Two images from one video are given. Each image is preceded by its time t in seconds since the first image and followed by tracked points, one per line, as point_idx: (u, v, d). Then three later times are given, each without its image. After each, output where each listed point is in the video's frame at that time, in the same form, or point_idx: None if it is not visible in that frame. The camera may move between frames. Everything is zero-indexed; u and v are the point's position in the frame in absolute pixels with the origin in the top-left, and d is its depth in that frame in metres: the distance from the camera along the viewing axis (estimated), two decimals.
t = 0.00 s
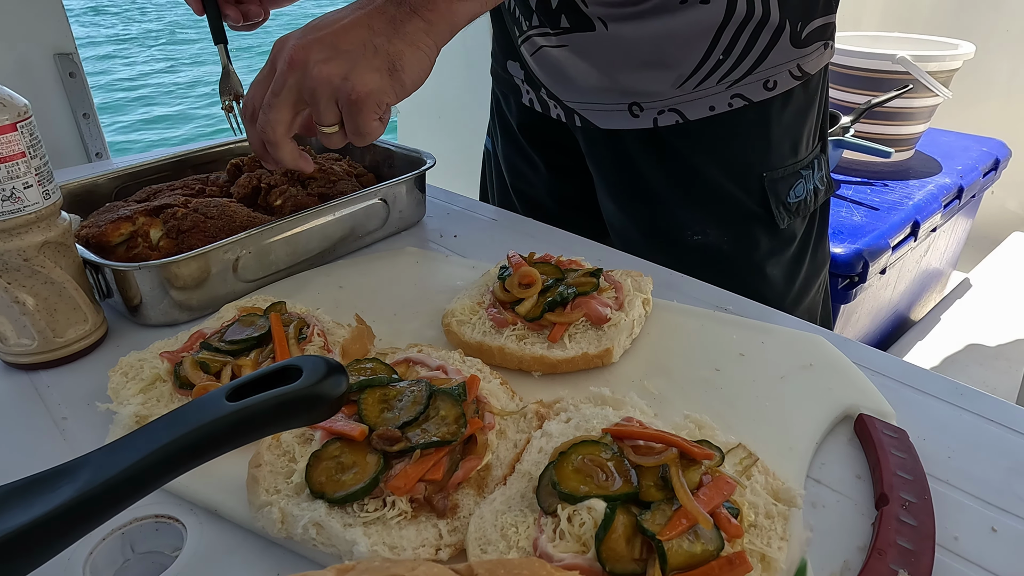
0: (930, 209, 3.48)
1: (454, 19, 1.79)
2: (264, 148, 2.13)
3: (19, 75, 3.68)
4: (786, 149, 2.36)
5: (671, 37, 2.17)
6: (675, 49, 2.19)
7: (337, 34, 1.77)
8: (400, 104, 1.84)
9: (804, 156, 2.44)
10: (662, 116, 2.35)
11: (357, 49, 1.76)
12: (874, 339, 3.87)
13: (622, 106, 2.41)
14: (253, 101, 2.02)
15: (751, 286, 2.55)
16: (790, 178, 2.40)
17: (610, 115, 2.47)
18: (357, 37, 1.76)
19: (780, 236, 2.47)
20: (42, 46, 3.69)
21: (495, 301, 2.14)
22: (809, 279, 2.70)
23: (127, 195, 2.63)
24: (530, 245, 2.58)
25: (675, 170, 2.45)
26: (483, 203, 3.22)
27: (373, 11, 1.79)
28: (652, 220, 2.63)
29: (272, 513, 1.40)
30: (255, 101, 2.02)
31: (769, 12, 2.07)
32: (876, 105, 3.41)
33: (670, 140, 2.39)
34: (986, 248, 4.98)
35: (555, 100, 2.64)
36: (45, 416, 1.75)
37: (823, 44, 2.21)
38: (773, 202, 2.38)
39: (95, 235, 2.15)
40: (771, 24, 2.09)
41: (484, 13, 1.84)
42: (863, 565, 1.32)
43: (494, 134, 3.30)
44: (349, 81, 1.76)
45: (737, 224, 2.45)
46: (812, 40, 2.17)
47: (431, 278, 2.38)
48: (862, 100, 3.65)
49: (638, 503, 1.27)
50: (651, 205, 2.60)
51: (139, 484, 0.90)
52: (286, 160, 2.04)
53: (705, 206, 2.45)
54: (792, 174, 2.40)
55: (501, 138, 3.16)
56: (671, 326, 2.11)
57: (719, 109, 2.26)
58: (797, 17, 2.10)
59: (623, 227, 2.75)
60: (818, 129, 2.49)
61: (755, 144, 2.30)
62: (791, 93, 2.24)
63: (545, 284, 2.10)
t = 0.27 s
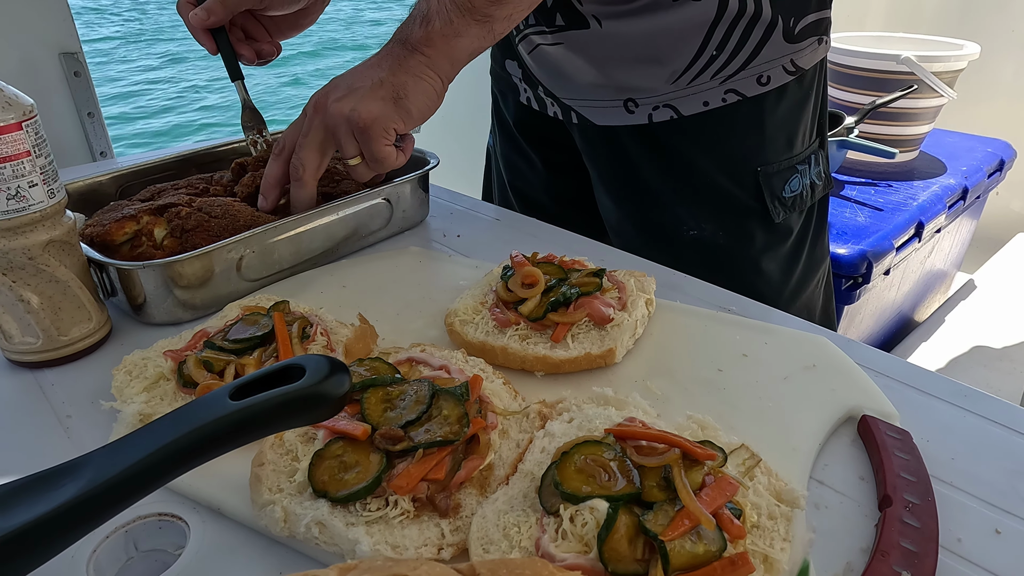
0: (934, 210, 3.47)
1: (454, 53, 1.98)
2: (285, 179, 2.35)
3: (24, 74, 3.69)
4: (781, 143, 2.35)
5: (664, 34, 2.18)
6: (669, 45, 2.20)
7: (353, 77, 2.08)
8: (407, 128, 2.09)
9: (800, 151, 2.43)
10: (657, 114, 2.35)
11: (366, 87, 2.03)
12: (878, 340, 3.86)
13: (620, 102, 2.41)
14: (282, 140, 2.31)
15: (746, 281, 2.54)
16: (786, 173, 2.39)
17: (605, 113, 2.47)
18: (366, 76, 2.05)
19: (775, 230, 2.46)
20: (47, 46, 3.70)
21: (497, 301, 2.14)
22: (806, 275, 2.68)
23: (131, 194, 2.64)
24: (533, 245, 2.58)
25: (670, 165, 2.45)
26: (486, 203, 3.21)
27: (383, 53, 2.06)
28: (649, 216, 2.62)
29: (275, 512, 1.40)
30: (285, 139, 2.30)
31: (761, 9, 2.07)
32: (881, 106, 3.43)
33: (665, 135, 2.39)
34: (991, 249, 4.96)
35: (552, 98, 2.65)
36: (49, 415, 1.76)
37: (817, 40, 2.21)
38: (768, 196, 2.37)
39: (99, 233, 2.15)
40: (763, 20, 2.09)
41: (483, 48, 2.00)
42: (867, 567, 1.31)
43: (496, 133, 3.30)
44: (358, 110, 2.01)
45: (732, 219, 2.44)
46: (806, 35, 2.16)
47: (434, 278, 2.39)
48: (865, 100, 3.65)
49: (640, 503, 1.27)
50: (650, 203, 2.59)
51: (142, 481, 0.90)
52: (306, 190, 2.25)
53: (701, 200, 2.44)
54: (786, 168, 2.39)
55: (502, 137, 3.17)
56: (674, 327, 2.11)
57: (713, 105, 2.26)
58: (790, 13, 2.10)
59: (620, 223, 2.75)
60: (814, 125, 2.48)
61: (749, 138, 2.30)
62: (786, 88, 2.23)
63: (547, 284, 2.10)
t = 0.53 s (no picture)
0: (939, 211, 3.46)
1: (466, 69, 1.93)
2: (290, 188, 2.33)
3: (28, 73, 3.70)
4: (780, 140, 2.35)
5: (664, 33, 2.18)
6: (669, 44, 2.19)
7: (362, 89, 2.05)
8: (414, 146, 2.09)
9: (798, 148, 2.43)
10: (657, 113, 2.35)
11: (376, 101, 2.02)
12: (882, 341, 3.85)
13: (622, 102, 2.41)
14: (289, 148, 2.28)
15: (748, 279, 2.53)
16: (785, 169, 2.39)
17: (607, 113, 2.47)
18: (377, 90, 2.02)
19: (775, 227, 2.45)
20: (52, 45, 3.72)
21: (500, 301, 2.14)
22: (806, 272, 2.68)
23: (135, 193, 2.64)
24: (535, 244, 2.58)
25: (671, 163, 2.44)
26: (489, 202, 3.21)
27: (393, 66, 2.02)
28: (650, 216, 2.62)
29: (277, 511, 1.40)
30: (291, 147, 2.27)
31: (760, 8, 2.07)
32: (886, 106, 3.42)
33: (665, 133, 2.38)
34: (995, 249, 4.95)
35: (553, 97, 2.64)
36: (52, 413, 1.76)
37: (815, 38, 2.22)
38: (768, 193, 2.37)
39: (103, 232, 2.16)
40: (762, 19, 2.09)
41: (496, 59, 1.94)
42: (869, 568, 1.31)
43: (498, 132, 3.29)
44: (367, 129, 2.01)
45: (733, 216, 2.44)
46: (803, 34, 2.17)
47: (437, 278, 2.39)
48: (870, 100, 3.64)
49: (643, 504, 1.27)
50: (652, 202, 2.59)
51: (145, 480, 0.90)
52: (310, 201, 2.25)
53: (702, 198, 2.44)
54: (785, 167, 2.39)
55: (503, 136, 3.17)
56: (676, 327, 2.10)
57: (713, 103, 2.25)
58: (787, 12, 2.10)
59: (622, 222, 2.74)
60: (812, 122, 2.48)
61: (750, 135, 2.29)
62: (784, 86, 2.24)
63: (550, 283, 2.09)
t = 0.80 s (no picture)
0: (943, 211, 3.45)
1: (469, 77, 1.90)
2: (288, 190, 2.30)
3: (32, 72, 3.70)
4: (785, 140, 2.35)
5: (669, 32, 2.17)
6: (673, 43, 2.19)
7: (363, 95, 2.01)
8: (411, 158, 2.08)
9: (803, 148, 2.42)
10: (662, 113, 2.35)
11: (375, 110, 1.98)
12: (885, 342, 3.84)
13: (626, 102, 2.40)
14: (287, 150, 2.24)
15: (753, 278, 2.53)
16: (790, 169, 2.39)
17: (611, 112, 2.47)
18: (376, 98, 1.98)
19: (780, 226, 2.45)
20: (56, 45, 3.73)
21: (503, 300, 2.14)
22: (810, 271, 2.68)
23: (138, 192, 2.65)
24: (538, 244, 2.58)
25: (675, 162, 2.44)
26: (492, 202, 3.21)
27: (394, 73, 1.98)
28: (654, 216, 2.61)
29: (279, 510, 1.40)
30: (290, 150, 2.23)
31: (765, 7, 2.07)
32: (890, 106, 3.41)
33: (670, 133, 2.38)
34: (999, 250, 4.93)
35: (557, 97, 2.64)
36: (55, 411, 1.76)
37: (820, 37, 2.21)
38: (772, 192, 2.37)
39: (107, 231, 2.16)
40: (767, 18, 2.09)
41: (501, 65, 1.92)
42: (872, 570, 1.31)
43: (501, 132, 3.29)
44: (363, 139, 1.99)
45: (737, 215, 2.43)
46: (809, 33, 2.16)
47: (440, 277, 2.39)
48: (874, 101, 3.63)
49: (645, 505, 1.26)
50: (656, 202, 2.58)
51: (146, 479, 0.90)
52: (311, 203, 2.26)
53: (706, 197, 2.44)
54: (790, 166, 2.38)
55: (507, 136, 3.17)
56: (680, 328, 2.10)
57: (718, 102, 2.25)
58: (793, 11, 2.10)
59: (626, 221, 2.74)
60: (817, 122, 2.48)
61: (754, 135, 2.29)
62: (789, 86, 2.24)
63: (553, 283, 2.09)
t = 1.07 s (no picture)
0: (946, 213, 3.45)
1: (484, 83, 1.85)
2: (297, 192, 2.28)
3: (36, 71, 3.71)
4: (791, 140, 2.34)
5: (676, 32, 2.17)
6: (679, 43, 2.19)
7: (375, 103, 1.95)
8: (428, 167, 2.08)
9: (810, 148, 2.42)
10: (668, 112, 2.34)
11: (390, 121, 1.95)
12: (888, 343, 3.84)
13: (632, 102, 2.40)
14: (296, 154, 2.19)
15: (760, 279, 2.52)
16: (796, 169, 2.38)
17: (616, 111, 2.46)
18: (390, 109, 1.94)
19: (787, 226, 2.44)
20: (59, 44, 3.73)
21: (505, 300, 2.14)
22: (816, 272, 2.67)
23: (142, 191, 2.65)
24: (540, 244, 2.58)
25: (681, 162, 2.44)
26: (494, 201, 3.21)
27: (408, 82, 1.92)
28: (659, 215, 2.61)
29: (281, 509, 1.40)
30: (299, 154, 2.18)
31: (773, 7, 2.07)
32: (893, 107, 3.41)
33: (676, 133, 2.38)
34: (1002, 252, 4.92)
35: (562, 97, 2.64)
36: (58, 410, 1.77)
37: (826, 38, 2.21)
38: (779, 192, 2.36)
39: (110, 230, 2.17)
40: (774, 18, 2.08)
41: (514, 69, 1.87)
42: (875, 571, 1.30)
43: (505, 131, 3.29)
44: (381, 153, 1.99)
45: (744, 214, 2.42)
46: (815, 33, 2.16)
47: (442, 277, 2.39)
48: (877, 101, 3.62)
49: (648, 506, 1.26)
50: (661, 202, 2.58)
51: (151, 477, 0.91)
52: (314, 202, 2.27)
53: (713, 197, 2.43)
54: (796, 167, 2.38)
55: (510, 136, 3.17)
56: (683, 328, 2.10)
57: (724, 103, 2.25)
58: (801, 12, 2.09)
59: (631, 221, 2.73)
60: (822, 122, 2.48)
61: (761, 134, 2.29)
62: (795, 86, 2.23)
63: (555, 284, 2.09)
